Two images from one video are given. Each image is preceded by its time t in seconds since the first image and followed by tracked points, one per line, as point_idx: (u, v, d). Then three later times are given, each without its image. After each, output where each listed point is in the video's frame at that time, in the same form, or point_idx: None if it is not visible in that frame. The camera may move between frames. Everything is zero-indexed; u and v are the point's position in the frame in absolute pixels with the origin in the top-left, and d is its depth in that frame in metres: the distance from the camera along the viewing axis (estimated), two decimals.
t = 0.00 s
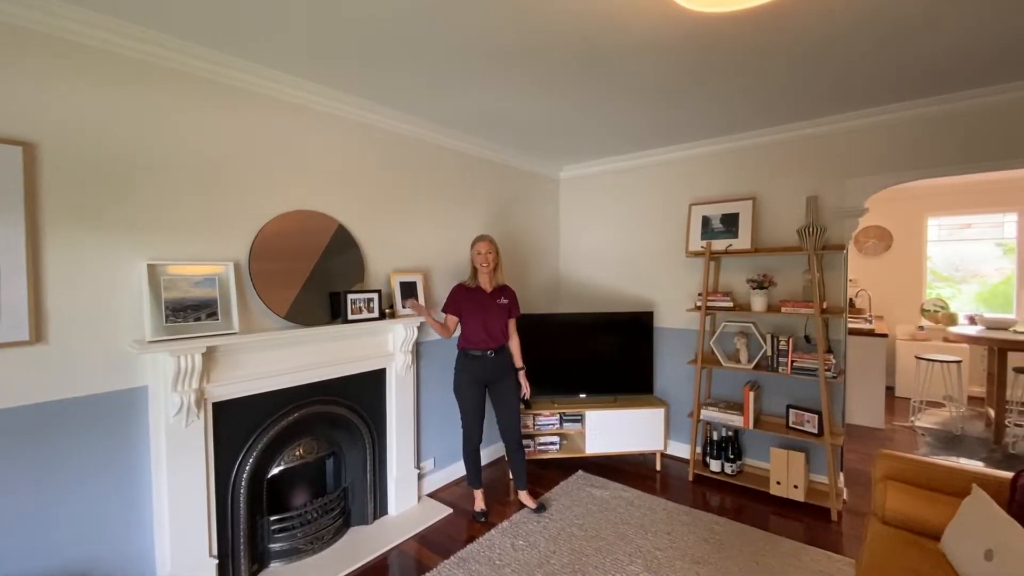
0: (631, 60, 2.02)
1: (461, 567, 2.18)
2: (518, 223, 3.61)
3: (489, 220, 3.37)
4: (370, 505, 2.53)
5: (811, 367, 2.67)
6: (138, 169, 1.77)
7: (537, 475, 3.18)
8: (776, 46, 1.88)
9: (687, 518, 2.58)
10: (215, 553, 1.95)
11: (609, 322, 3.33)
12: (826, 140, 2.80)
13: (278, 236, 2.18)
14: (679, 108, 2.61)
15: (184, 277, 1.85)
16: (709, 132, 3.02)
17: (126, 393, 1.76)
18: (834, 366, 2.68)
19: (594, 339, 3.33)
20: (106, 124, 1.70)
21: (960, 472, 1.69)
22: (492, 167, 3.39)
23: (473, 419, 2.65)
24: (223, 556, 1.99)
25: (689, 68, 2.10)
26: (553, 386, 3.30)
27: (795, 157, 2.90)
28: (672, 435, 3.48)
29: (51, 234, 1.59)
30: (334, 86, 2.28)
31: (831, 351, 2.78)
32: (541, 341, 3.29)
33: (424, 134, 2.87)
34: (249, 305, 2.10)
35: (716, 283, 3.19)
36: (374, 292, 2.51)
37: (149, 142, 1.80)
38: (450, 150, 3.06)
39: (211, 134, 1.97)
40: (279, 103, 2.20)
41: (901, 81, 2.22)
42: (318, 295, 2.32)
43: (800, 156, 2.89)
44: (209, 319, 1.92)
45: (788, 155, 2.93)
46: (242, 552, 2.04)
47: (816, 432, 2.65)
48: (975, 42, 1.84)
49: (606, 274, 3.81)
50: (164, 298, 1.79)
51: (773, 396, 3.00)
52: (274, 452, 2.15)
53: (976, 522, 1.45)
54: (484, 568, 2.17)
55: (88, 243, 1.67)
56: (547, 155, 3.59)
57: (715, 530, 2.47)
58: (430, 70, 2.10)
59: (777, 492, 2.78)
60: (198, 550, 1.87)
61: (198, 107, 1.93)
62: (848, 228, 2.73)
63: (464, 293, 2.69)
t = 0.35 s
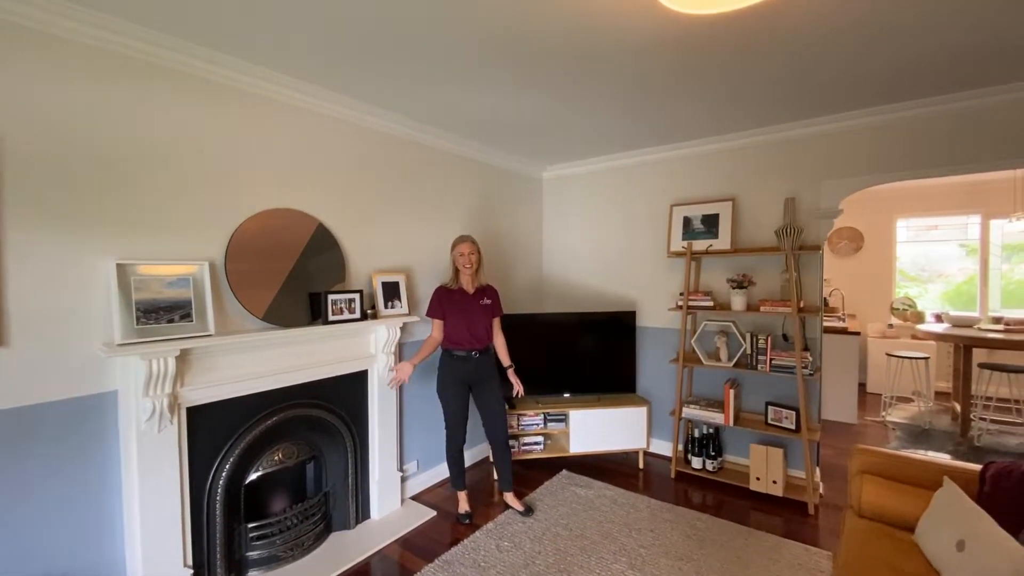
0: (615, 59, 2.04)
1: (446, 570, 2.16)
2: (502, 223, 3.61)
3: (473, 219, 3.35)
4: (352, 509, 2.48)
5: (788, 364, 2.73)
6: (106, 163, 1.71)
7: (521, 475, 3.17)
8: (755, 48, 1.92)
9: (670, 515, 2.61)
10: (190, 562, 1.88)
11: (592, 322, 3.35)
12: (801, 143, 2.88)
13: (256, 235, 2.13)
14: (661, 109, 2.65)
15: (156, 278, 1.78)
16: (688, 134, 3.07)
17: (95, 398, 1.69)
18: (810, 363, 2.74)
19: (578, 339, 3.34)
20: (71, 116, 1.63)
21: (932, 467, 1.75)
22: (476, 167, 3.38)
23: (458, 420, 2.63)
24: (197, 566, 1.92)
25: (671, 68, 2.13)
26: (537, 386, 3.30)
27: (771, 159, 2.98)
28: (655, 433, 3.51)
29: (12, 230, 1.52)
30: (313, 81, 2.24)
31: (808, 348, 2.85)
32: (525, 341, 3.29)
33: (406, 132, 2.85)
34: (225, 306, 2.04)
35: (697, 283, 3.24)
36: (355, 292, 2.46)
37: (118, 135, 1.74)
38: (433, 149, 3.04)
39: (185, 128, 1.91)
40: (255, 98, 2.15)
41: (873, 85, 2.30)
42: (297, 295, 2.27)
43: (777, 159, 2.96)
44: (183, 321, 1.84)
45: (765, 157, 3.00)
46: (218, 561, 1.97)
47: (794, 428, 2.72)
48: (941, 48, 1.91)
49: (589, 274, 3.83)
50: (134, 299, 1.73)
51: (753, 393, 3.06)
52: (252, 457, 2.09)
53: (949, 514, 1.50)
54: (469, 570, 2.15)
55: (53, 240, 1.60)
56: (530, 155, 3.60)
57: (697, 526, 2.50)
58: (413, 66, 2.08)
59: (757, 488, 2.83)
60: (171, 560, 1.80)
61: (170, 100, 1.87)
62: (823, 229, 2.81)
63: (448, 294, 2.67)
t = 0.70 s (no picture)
0: (607, 56, 2.04)
1: (436, 570, 2.14)
2: (491, 221, 3.59)
3: (461, 217, 3.33)
4: (338, 510, 2.44)
5: (774, 361, 2.76)
6: (83, 156, 1.65)
7: (511, 474, 3.16)
8: (745, 46, 1.94)
9: (659, 511, 2.63)
10: (171, 567, 1.83)
11: (581, 320, 3.35)
12: (786, 143, 2.92)
13: (239, 231, 2.08)
14: (651, 107, 2.66)
15: (134, 275, 1.73)
16: (676, 133, 3.09)
17: (70, 398, 1.63)
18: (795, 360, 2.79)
19: (566, 337, 3.34)
20: (47, 106, 1.58)
21: (915, 460, 1.78)
22: (464, 164, 3.36)
23: (447, 418, 2.61)
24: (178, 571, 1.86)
25: (662, 65, 2.14)
26: (526, 385, 3.29)
27: (757, 158, 3.02)
28: (643, 430, 3.53)
29: None
30: (300, 74, 2.20)
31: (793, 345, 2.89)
32: (514, 339, 3.27)
33: (394, 128, 2.82)
34: (207, 304, 1.98)
35: (685, 281, 3.26)
36: (342, 290, 2.42)
37: (96, 128, 1.68)
38: (421, 145, 3.01)
39: (166, 121, 1.86)
40: (241, 91, 2.11)
41: (857, 85, 2.34)
42: (282, 293, 2.23)
43: (763, 158, 3.00)
44: (163, 319, 1.79)
45: (751, 157, 3.04)
46: (199, 565, 1.92)
47: (779, 424, 2.76)
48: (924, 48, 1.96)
49: (577, 272, 3.84)
50: (112, 296, 1.67)
51: (739, 389, 3.10)
52: (235, 457, 2.04)
53: (932, 505, 1.53)
54: (458, 570, 2.13)
55: (25, 235, 1.54)
56: (519, 153, 3.59)
57: (685, 522, 2.51)
58: (404, 61, 2.06)
59: (743, 483, 2.86)
60: (151, 565, 1.75)
61: (150, 91, 1.82)
62: (808, 227, 2.85)
63: (436, 292, 2.65)
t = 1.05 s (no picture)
0: (600, 44, 2.03)
1: (429, 564, 2.11)
2: (483, 215, 3.56)
3: (454, 210, 3.30)
4: (329, 505, 2.40)
5: (766, 353, 2.77)
6: (62, 140, 1.61)
7: (504, 468, 3.14)
8: (737, 35, 1.95)
9: (652, 503, 2.62)
10: (156, 564, 1.78)
11: (574, 314, 3.34)
12: (778, 136, 2.94)
13: (225, 221, 2.03)
14: (642, 99, 2.67)
15: (116, 263, 1.68)
16: (669, 126, 3.09)
17: (50, 390, 1.58)
18: (787, 352, 2.79)
19: (559, 331, 3.33)
20: (26, 86, 1.54)
21: (908, 449, 1.79)
22: (456, 157, 3.33)
23: (439, 413, 2.57)
24: (164, 568, 1.81)
25: (654, 55, 2.14)
26: (519, 379, 3.27)
27: (750, 151, 3.02)
28: (636, 425, 3.53)
29: None
30: (288, 61, 2.16)
31: (785, 337, 2.90)
32: (506, 333, 3.25)
33: (385, 119, 2.79)
34: (193, 296, 1.94)
35: (678, 274, 3.26)
36: (333, 282, 2.39)
37: (76, 111, 1.64)
38: (413, 136, 2.98)
39: (150, 106, 1.82)
40: (228, 76, 2.07)
41: (847, 77, 2.36)
42: (270, 285, 2.18)
43: (755, 151, 3.01)
44: (147, 309, 1.75)
45: (744, 150, 3.04)
46: (186, 562, 1.87)
47: (772, 416, 2.76)
48: (912, 39, 1.98)
49: (570, 267, 3.82)
50: (93, 285, 1.62)
51: (731, 383, 3.10)
52: (222, 452, 1.99)
53: (925, 492, 1.53)
54: (451, 565, 2.10)
55: None
56: (511, 146, 3.57)
57: (679, 514, 2.51)
58: (396, 48, 2.04)
59: (736, 475, 2.87)
60: (136, 562, 1.70)
61: (133, 76, 1.78)
62: (799, 220, 2.87)
63: (427, 285, 2.62)
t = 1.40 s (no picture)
0: (601, 31, 2.01)
1: (427, 556, 2.09)
2: (481, 207, 3.54)
3: (452, 202, 3.27)
4: (326, 497, 2.38)
5: (765, 345, 2.76)
6: (50, 123, 1.57)
7: (502, 461, 3.13)
8: (740, 22, 1.92)
9: (651, 495, 2.62)
10: (152, 556, 1.76)
11: (572, 307, 3.32)
12: (778, 127, 2.92)
13: (220, 209, 2.00)
14: (643, 89, 2.64)
15: (108, 251, 1.64)
16: (668, 116, 3.07)
17: (42, 378, 1.55)
18: (786, 344, 2.79)
19: (558, 323, 3.31)
20: (14, 69, 1.50)
21: (909, 438, 1.79)
22: (454, 148, 3.30)
23: (438, 406, 2.56)
24: (160, 559, 1.79)
25: (655, 43, 2.12)
26: (517, 371, 3.26)
27: (749, 142, 3.01)
28: (634, 417, 3.53)
29: None
30: (282, 46, 2.13)
31: (784, 329, 2.90)
32: (505, 325, 3.24)
33: (381, 108, 2.75)
34: (187, 284, 1.91)
35: (677, 266, 3.25)
36: (329, 272, 2.36)
37: (64, 93, 1.60)
38: (409, 126, 2.95)
39: (141, 90, 1.78)
40: (223, 62, 2.03)
41: (849, 66, 2.35)
42: (266, 274, 2.15)
43: (755, 142, 2.99)
44: (140, 297, 1.72)
45: (743, 141, 3.03)
46: (182, 553, 1.85)
47: (770, 408, 2.76)
48: (915, 27, 1.96)
49: (568, 259, 3.80)
50: (84, 272, 1.59)
51: (730, 375, 3.10)
52: (217, 442, 1.97)
53: (926, 481, 1.52)
54: (450, 556, 2.09)
55: None
56: (510, 138, 3.54)
57: (678, 505, 2.51)
58: (393, 34, 2.01)
59: (735, 467, 2.87)
60: (131, 553, 1.68)
61: (123, 58, 1.74)
62: (799, 212, 2.86)
63: (425, 276, 2.59)
